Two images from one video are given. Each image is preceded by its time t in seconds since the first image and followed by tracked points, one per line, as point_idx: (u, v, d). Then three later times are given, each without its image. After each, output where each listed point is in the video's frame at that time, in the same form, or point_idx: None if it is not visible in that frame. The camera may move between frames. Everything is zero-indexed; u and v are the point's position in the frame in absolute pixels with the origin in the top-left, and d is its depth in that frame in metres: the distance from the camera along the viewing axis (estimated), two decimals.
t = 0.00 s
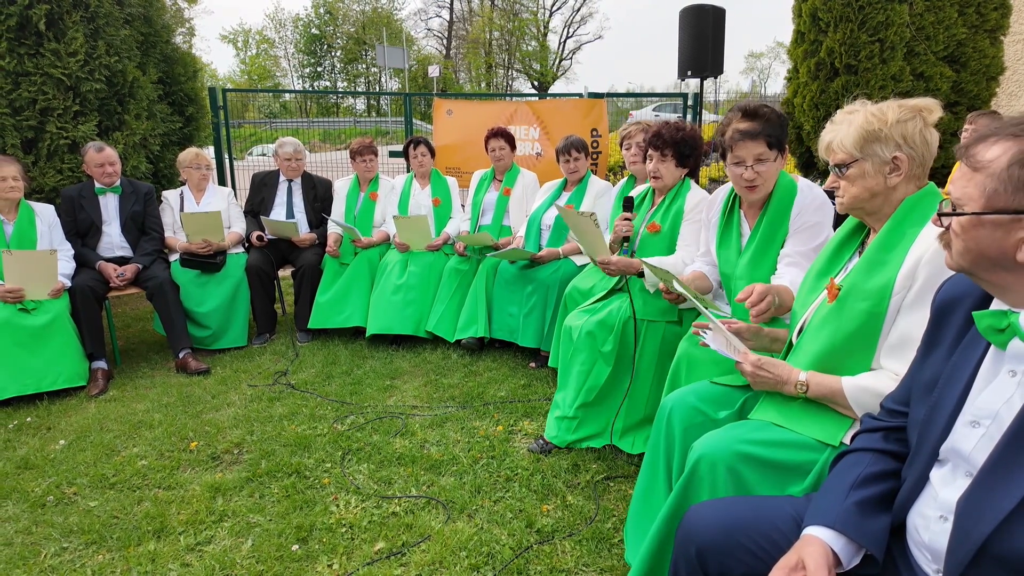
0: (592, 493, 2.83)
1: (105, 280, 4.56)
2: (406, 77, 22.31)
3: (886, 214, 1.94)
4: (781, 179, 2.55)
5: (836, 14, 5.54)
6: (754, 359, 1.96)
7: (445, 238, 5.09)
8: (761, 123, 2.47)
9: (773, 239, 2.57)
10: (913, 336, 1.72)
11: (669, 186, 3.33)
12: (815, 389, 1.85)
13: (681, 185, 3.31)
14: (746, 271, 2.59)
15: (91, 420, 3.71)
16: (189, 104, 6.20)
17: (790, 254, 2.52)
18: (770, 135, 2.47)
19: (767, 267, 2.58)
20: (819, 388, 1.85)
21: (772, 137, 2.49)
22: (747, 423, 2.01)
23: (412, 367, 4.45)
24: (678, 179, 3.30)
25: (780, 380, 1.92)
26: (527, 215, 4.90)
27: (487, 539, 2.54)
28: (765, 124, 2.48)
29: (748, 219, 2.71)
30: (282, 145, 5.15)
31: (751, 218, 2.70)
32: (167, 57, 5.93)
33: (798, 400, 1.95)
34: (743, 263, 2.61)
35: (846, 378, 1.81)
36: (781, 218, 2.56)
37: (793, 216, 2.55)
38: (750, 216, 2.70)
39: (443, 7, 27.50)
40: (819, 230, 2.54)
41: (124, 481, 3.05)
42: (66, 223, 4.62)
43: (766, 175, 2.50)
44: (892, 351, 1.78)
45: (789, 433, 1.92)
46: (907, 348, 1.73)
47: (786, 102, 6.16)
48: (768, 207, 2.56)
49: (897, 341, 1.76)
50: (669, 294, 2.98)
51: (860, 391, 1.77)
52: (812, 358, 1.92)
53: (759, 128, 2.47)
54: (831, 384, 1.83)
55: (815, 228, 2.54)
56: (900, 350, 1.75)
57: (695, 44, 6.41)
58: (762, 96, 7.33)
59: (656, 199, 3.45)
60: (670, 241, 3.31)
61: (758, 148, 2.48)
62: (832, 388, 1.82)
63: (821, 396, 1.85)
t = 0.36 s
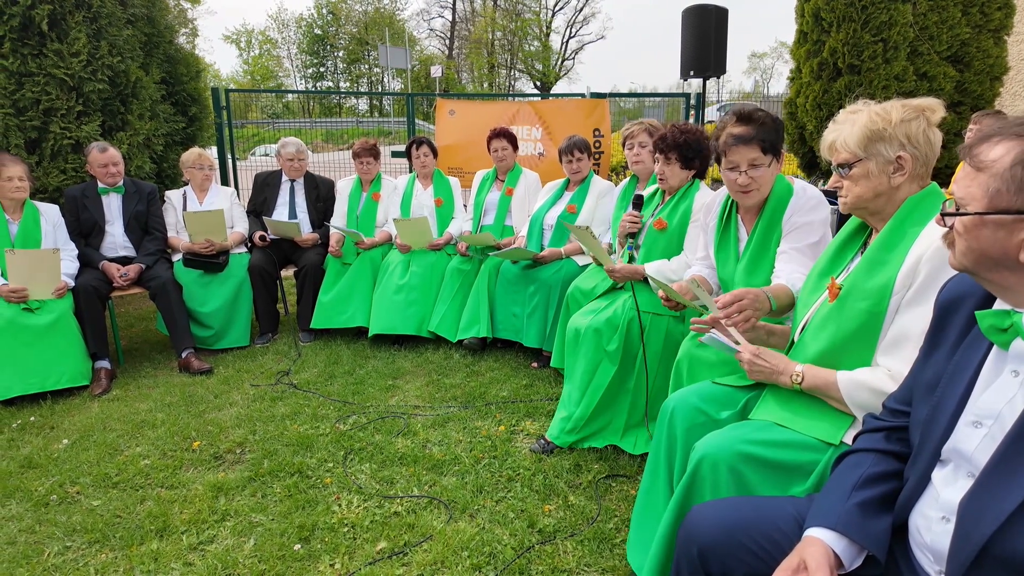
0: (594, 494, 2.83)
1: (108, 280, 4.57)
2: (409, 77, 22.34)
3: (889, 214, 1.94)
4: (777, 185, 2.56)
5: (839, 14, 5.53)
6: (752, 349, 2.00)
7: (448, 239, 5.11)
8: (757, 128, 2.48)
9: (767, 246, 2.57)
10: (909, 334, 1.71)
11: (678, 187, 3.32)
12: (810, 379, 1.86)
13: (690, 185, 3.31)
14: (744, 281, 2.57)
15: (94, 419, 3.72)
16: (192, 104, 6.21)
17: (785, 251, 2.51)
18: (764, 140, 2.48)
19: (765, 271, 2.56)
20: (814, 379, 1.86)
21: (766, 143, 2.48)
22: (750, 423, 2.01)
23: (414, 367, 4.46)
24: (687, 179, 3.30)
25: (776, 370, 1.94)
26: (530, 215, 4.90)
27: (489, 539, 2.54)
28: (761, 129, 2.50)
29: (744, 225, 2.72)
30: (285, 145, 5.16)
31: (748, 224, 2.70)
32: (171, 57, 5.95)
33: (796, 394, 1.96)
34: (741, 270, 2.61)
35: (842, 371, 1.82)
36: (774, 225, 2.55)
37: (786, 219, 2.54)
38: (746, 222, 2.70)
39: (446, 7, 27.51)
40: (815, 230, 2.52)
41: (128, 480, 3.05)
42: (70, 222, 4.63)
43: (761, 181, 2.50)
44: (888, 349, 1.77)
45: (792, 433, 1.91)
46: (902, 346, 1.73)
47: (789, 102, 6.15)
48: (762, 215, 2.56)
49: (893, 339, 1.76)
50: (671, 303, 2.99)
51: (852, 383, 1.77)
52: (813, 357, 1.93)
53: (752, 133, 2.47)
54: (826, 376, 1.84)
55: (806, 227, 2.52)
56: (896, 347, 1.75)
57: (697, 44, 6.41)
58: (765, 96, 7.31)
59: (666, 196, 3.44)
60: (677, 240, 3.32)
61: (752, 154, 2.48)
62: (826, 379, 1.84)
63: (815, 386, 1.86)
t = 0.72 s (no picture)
0: (596, 494, 2.83)
1: (111, 280, 4.58)
2: (412, 77, 22.37)
3: (891, 214, 1.94)
4: (777, 184, 2.54)
5: (842, 14, 5.52)
6: (754, 343, 1.99)
7: (449, 238, 5.13)
8: (756, 129, 2.48)
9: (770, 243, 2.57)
10: (909, 334, 1.70)
11: (678, 189, 3.32)
12: (810, 376, 1.86)
13: (690, 188, 3.30)
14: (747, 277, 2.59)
15: (97, 419, 3.72)
16: (195, 104, 6.23)
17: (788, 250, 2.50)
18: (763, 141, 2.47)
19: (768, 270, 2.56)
20: (813, 376, 1.86)
21: (765, 143, 2.48)
22: (752, 423, 2.00)
23: (416, 367, 4.45)
24: (687, 181, 3.30)
25: (776, 367, 1.94)
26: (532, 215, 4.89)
27: (490, 539, 2.54)
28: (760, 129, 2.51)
29: (746, 224, 2.71)
30: (287, 145, 5.17)
31: (750, 223, 2.69)
32: (173, 57, 5.96)
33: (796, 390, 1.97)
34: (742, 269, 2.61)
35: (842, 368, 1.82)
36: (776, 224, 2.55)
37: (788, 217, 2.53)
38: (747, 221, 2.69)
39: (448, 7, 27.53)
40: (818, 229, 2.51)
41: (130, 479, 3.06)
42: (73, 222, 4.64)
43: (761, 181, 2.49)
44: (889, 349, 1.76)
45: (795, 433, 1.91)
46: (903, 346, 1.72)
47: (792, 102, 6.14)
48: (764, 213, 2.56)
49: (893, 339, 1.75)
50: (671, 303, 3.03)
51: (852, 381, 1.77)
52: (815, 357, 1.92)
53: (750, 134, 2.47)
54: (827, 373, 1.84)
55: (808, 226, 2.51)
56: (896, 347, 1.74)
57: (700, 44, 6.41)
58: (768, 96, 7.31)
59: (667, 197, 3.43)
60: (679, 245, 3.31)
61: (751, 154, 2.47)
62: (826, 376, 1.83)
63: (815, 383, 1.86)
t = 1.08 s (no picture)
0: (597, 494, 2.82)
1: (113, 279, 4.58)
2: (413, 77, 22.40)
3: (892, 214, 1.93)
4: (783, 179, 2.54)
5: (845, 13, 5.51)
6: (757, 351, 1.95)
7: (450, 238, 5.12)
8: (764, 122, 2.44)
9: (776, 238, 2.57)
10: (914, 335, 1.69)
11: (674, 192, 3.30)
12: (816, 383, 1.85)
13: (688, 189, 3.28)
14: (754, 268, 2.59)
15: (99, 418, 3.73)
16: (197, 104, 6.23)
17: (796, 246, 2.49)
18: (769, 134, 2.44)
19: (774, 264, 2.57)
20: (819, 382, 1.84)
21: (770, 137, 2.46)
22: (754, 423, 2.00)
23: (417, 367, 4.45)
24: (682, 184, 3.27)
25: (781, 374, 1.90)
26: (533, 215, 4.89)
27: (491, 539, 2.54)
28: (766, 123, 2.45)
29: (753, 218, 2.72)
30: (289, 145, 5.17)
31: (756, 217, 2.70)
32: (175, 57, 5.96)
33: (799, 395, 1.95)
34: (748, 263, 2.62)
35: (847, 374, 1.80)
36: (784, 218, 2.55)
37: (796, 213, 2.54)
38: (754, 214, 2.70)
39: (450, 7, 27.54)
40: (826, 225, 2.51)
41: (131, 478, 3.06)
42: (75, 222, 4.64)
43: (766, 174, 2.49)
44: (893, 349, 1.75)
45: (797, 433, 1.90)
46: (908, 346, 1.71)
47: (794, 102, 6.13)
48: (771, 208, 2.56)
49: (898, 340, 1.73)
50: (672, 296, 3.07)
51: (858, 386, 1.76)
52: (819, 358, 1.92)
53: (751, 134, 2.46)
54: (832, 379, 1.82)
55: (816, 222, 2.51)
56: (901, 348, 1.73)
57: (702, 43, 6.39)
58: (770, 95, 7.29)
59: (663, 201, 3.42)
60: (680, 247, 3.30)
61: (756, 148, 2.47)
62: (832, 382, 1.82)
63: (820, 391, 1.84)
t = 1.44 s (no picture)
0: (599, 494, 2.82)
1: (115, 279, 4.59)
2: (415, 77, 22.42)
3: (894, 214, 1.92)
4: (794, 173, 2.57)
5: (846, 13, 5.50)
6: (760, 352, 1.92)
7: (451, 238, 5.10)
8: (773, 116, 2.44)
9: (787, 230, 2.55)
10: (917, 336, 1.69)
11: (676, 193, 3.30)
12: (818, 386, 1.84)
13: (690, 190, 3.29)
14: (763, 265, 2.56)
15: (101, 417, 3.73)
16: (199, 104, 6.24)
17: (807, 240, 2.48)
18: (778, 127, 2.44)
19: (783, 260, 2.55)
20: (821, 384, 1.83)
21: (778, 129, 2.46)
22: (756, 424, 1.99)
23: (419, 367, 4.45)
24: (685, 184, 3.28)
25: (783, 376, 1.89)
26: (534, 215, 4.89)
27: (493, 539, 2.53)
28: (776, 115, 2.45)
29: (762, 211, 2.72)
30: (290, 144, 5.17)
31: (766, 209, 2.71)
32: (177, 57, 5.96)
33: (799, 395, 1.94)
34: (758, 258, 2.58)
35: (849, 376, 1.80)
36: (797, 208, 2.55)
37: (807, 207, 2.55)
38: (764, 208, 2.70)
39: (452, 7, 27.56)
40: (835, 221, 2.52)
41: (133, 478, 3.06)
42: (77, 222, 4.65)
43: (773, 165, 2.52)
44: (897, 350, 1.75)
45: (798, 434, 1.90)
46: (912, 348, 1.71)
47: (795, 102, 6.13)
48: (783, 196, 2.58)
49: (901, 340, 1.74)
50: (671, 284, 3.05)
51: (862, 388, 1.76)
52: (821, 358, 1.91)
53: (754, 133, 2.46)
54: (835, 380, 1.81)
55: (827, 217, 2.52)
56: (904, 348, 1.73)
57: (704, 43, 6.39)
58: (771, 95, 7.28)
59: (666, 202, 3.40)
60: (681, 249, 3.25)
61: (764, 140, 2.47)
62: (835, 384, 1.81)
63: (823, 393, 1.83)
